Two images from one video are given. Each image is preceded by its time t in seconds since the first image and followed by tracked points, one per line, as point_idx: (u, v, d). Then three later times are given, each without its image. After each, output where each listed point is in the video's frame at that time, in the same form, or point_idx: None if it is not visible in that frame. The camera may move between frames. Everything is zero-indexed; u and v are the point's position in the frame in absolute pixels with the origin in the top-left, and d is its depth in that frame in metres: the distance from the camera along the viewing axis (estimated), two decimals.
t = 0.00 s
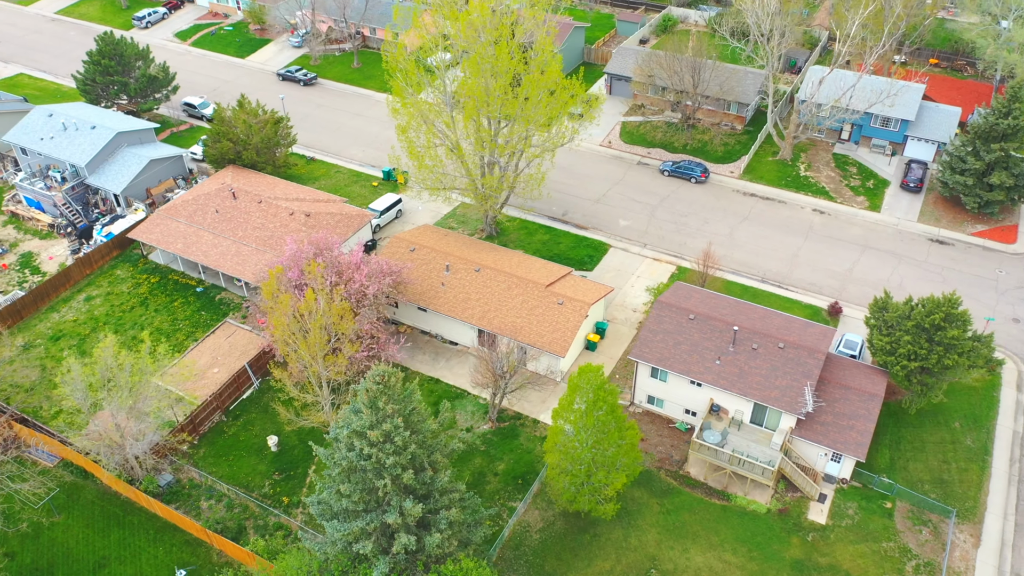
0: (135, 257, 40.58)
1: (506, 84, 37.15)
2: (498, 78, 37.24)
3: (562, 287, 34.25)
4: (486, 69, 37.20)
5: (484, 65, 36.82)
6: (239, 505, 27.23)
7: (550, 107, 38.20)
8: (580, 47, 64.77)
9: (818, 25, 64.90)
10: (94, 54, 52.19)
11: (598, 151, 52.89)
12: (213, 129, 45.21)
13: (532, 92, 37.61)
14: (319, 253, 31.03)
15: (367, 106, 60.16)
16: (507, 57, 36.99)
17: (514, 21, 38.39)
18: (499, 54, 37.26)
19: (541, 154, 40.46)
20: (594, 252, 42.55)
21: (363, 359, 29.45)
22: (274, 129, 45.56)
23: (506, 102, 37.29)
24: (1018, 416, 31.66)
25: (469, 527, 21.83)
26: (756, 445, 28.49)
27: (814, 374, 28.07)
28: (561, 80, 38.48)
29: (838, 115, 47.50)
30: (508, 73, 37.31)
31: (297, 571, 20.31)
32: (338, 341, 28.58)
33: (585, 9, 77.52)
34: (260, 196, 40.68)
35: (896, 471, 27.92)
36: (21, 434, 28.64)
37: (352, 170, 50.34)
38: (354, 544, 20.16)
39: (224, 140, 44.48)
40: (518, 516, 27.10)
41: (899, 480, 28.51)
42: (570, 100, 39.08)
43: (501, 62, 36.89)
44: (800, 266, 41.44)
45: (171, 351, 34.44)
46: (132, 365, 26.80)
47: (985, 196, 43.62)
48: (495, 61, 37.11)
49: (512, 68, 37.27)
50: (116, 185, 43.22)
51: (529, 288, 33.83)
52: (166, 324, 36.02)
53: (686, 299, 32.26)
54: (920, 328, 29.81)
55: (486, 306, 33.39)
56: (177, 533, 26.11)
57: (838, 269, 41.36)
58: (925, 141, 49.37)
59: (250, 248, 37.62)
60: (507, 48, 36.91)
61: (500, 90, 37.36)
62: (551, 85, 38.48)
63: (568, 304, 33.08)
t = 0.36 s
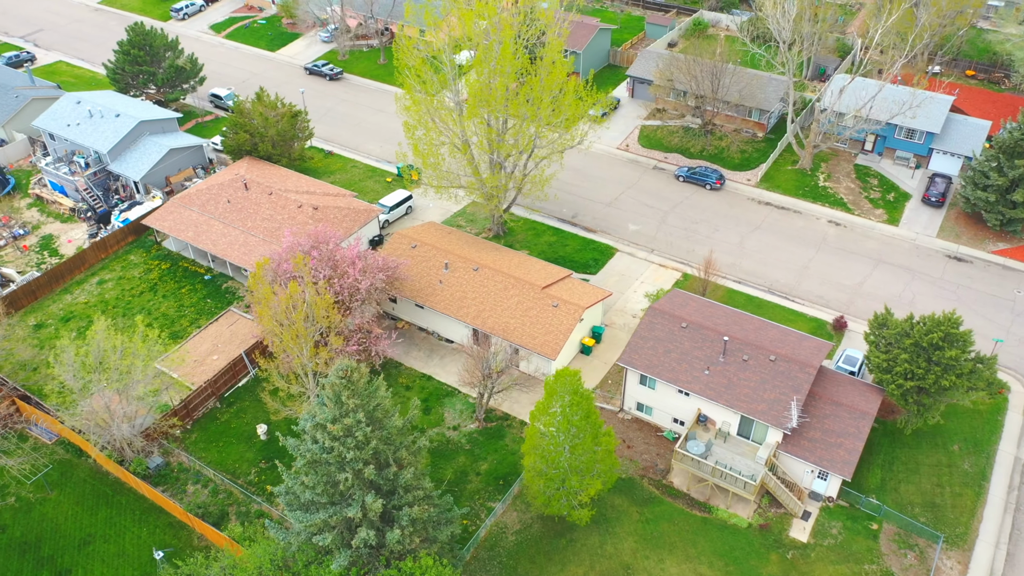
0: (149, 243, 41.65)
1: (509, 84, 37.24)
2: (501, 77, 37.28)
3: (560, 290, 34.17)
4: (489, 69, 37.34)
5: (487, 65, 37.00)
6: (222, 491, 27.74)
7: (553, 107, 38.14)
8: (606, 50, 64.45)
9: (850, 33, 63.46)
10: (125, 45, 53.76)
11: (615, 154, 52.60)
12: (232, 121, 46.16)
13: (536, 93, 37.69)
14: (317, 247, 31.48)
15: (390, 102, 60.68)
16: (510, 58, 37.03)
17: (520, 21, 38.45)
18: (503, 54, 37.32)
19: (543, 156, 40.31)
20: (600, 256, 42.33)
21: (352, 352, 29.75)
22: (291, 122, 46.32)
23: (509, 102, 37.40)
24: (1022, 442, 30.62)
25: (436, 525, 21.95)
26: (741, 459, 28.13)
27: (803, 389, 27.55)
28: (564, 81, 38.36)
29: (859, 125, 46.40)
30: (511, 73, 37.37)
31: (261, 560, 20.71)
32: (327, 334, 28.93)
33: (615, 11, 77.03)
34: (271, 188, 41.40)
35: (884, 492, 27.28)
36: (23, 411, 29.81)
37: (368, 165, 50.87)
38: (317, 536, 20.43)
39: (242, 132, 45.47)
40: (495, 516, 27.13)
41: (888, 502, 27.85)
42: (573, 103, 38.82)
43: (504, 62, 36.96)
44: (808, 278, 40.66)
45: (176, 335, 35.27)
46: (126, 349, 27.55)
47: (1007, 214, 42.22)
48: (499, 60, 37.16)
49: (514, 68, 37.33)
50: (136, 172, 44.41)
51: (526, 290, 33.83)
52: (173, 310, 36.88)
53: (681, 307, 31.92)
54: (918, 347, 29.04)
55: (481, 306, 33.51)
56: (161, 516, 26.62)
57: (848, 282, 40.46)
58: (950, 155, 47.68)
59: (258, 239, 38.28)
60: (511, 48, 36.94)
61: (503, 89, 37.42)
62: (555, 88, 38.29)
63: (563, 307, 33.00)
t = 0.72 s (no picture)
0: (164, 230, 42.68)
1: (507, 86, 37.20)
2: (504, 77, 37.31)
3: (556, 292, 34.13)
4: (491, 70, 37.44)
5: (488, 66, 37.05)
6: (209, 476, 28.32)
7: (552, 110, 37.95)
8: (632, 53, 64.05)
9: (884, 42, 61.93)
10: (155, 36, 55.21)
11: (631, 159, 52.22)
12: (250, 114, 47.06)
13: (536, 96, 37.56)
14: (315, 241, 31.96)
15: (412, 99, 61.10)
16: (511, 60, 37.02)
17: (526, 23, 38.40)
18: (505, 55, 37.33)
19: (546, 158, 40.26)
20: (606, 260, 42.10)
21: (342, 345, 30.12)
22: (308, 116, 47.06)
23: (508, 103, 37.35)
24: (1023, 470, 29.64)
25: (403, 521, 22.11)
26: (724, 471, 27.76)
27: (790, 404, 27.10)
28: (568, 85, 38.22)
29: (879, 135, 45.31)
30: (512, 75, 37.37)
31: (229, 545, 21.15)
32: (317, 327, 29.33)
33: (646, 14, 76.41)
34: (283, 181, 42.13)
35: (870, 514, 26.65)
36: (27, 389, 30.87)
37: (384, 161, 51.34)
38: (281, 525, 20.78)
39: (260, 125, 46.40)
40: (473, 516, 27.21)
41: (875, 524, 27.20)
42: (577, 107, 38.72)
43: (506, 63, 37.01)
44: (816, 291, 39.89)
45: (180, 322, 36.04)
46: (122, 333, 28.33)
47: None
48: (501, 62, 37.22)
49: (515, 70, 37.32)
50: (156, 160, 45.53)
51: (522, 291, 33.85)
52: (180, 297, 37.73)
53: (676, 315, 31.61)
54: (914, 367, 28.34)
55: (476, 305, 33.62)
56: (148, 498, 27.27)
57: (858, 296, 39.57)
58: (975, 170, 46.30)
59: (265, 230, 38.89)
60: (513, 50, 36.96)
61: (506, 89, 37.34)
62: (560, 90, 38.21)
63: (557, 310, 32.95)
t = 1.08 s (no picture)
0: (179, 219, 43.70)
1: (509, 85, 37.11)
2: (505, 78, 37.25)
3: (552, 295, 34.07)
4: (492, 70, 37.44)
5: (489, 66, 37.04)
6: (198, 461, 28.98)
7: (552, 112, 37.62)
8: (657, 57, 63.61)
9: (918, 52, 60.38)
10: (184, 28, 56.43)
11: (648, 163, 51.79)
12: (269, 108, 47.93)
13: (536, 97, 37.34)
14: (313, 234, 32.42)
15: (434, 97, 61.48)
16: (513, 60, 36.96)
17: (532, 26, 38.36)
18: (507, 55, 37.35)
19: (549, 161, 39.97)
20: (611, 264, 41.87)
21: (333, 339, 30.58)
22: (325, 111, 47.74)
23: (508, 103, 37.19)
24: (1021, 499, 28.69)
25: (371, 516, 22.36)
26: (705, 483, 27.44)
27: (774, 418, 26.69)
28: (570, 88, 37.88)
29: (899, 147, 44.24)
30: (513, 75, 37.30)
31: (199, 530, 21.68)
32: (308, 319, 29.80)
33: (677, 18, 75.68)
34: (295, 174, 42.82)
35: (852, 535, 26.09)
36: (33, 367, 31.97)
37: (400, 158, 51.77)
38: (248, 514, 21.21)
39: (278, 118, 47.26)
40: (450, 515, 27.35)
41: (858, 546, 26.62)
42: (580, 110, 38.29)
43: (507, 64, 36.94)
44: (823, 304, 39.15)
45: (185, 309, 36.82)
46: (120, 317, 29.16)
47: None
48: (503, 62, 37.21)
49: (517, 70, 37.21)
50: (176, 150, 46.61)
51: (517, 292, 33.87)
52: (188, 284, 38.58)
53: (669, 324, 31.33)
54: (907, 387, 27.69)
55: (470, 304, 33.76)
56: (137, 480, 27.99)
57: (865, 312, 38.73)
58: (1000, 187, 44.87)
59: (273, 222, 39.53)
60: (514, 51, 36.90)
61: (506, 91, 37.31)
62: (563, 93, 37.88)
63: (551, 313, 32.88)
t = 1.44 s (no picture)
0: (193, 209, 44.60)
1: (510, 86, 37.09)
2: (507, 78, 37.25)
3: (548, 298, 34.04)
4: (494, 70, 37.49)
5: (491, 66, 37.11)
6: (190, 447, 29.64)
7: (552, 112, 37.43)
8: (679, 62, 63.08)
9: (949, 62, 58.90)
10: (211, 21, 57.49)
11: (662, 168, 51.37)
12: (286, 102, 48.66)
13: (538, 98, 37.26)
14: (313, 228, 32.85)
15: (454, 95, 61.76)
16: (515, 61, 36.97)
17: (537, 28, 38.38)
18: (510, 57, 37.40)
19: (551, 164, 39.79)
20: (616, 269, 41.63)
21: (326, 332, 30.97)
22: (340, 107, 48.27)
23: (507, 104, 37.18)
24: (1015, 526, 27.89)
25: (342, 510, 22.64)
26: (687, 494, 27.19)
27: (759, 431, 26.36)
28: (572, 90, 37.67)
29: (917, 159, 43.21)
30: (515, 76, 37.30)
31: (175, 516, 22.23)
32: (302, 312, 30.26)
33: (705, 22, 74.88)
34: (306, 168, 43.42)
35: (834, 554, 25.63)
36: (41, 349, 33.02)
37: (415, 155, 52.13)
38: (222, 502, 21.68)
39: (293, 113, 47.91)
40: (430, 513, 27.53)
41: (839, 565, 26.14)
42: (581, 113, 38.04)
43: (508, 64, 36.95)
44: (827, 317, 38.48)
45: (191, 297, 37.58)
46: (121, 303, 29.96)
47: None
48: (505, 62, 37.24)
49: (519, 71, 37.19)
50: (195, 141, 47.57)
51: (513, 293, 33.91)
52: (196, 273, 39.36)
53: (662, 331, 31.10)
54: (899, 406, 27.10)
55: (466, 303, 33.90)
56: (129, 463, 28.71)
57: (872, 327, 37.94)
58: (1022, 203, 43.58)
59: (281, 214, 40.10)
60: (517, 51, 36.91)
61: (509, 91, 37.44)
62: (565, 95, 37.69)
63: (545, 315, 32.85)
